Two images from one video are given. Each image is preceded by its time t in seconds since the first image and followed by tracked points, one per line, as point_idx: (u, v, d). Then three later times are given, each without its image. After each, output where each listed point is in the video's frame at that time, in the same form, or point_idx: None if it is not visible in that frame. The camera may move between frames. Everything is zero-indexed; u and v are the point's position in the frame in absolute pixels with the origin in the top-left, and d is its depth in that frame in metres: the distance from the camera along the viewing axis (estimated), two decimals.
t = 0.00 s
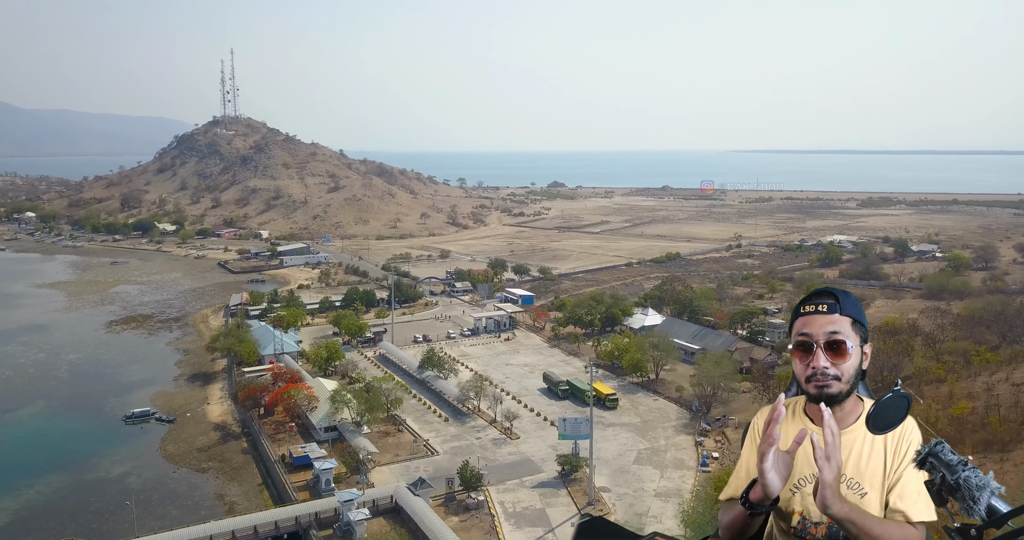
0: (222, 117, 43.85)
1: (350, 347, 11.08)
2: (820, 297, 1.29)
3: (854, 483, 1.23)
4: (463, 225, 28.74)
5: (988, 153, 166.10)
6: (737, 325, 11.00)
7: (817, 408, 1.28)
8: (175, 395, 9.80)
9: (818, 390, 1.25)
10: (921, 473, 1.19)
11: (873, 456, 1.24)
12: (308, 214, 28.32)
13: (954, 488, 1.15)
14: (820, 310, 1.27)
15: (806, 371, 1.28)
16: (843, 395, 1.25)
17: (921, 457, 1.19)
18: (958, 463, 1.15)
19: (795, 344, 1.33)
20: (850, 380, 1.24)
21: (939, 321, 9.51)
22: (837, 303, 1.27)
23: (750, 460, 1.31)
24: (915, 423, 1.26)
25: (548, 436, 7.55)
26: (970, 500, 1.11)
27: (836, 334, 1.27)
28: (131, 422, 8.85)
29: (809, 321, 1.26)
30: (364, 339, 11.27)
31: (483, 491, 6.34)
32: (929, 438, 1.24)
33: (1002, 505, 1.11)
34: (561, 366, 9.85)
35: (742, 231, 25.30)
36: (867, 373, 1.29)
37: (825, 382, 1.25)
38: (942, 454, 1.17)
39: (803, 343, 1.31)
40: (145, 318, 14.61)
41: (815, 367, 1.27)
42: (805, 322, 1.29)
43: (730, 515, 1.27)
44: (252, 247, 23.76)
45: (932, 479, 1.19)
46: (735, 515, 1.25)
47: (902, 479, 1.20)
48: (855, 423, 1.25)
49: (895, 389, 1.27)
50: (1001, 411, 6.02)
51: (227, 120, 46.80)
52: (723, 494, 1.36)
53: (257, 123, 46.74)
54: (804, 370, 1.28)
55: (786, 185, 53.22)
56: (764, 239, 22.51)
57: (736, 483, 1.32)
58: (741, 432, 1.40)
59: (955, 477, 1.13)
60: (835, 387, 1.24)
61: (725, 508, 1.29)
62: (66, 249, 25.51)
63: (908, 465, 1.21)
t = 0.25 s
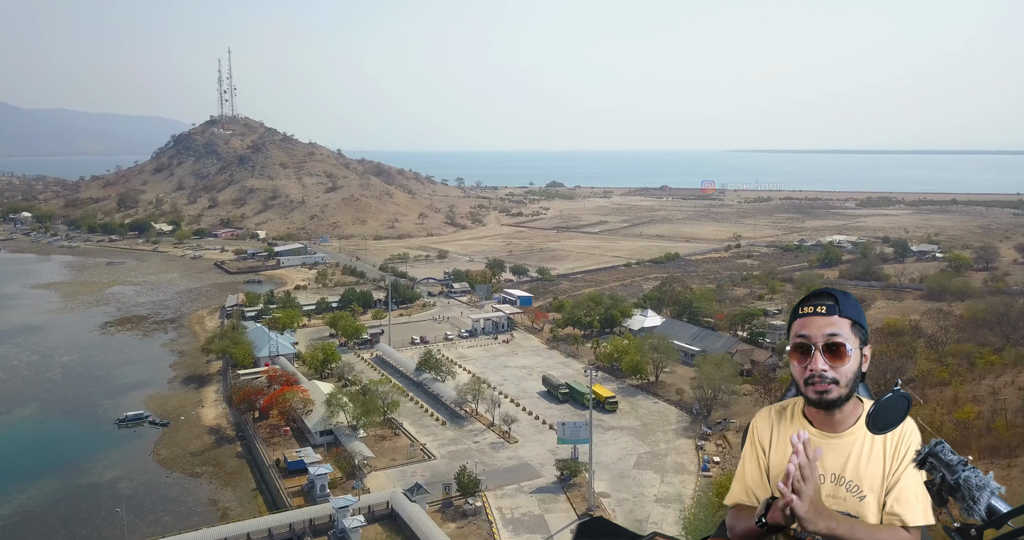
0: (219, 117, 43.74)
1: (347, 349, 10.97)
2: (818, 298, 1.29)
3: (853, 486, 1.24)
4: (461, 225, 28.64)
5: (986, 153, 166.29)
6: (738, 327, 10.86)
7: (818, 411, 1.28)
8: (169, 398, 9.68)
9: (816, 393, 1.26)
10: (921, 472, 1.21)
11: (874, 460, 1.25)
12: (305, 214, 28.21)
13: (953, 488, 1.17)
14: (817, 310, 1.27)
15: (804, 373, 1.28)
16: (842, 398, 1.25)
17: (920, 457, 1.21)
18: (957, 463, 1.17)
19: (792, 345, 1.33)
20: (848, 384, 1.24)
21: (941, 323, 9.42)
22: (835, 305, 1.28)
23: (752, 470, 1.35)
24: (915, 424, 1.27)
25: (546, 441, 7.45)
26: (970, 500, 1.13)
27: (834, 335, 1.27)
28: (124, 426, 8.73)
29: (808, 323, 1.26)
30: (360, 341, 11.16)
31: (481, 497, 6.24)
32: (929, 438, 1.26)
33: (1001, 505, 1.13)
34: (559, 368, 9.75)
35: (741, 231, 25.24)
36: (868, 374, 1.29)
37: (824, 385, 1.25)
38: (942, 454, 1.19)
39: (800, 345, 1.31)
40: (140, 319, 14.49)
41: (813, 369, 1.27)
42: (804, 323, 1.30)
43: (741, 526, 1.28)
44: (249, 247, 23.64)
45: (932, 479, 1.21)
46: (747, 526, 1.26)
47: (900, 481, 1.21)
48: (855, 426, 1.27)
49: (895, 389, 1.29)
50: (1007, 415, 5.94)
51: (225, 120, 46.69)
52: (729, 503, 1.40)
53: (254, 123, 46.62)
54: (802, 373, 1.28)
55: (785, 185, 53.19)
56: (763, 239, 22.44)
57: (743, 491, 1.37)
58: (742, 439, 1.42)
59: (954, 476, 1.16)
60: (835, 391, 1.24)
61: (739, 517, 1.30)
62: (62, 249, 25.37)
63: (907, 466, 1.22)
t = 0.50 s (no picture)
0: (216, 116, 43.59)
1: (343, 350, 10.84)
2: (818, 297, 1.28)
3: (854, 485, 1.23)
4: (459, 225, 28.53)
5: (984, 152, 166.45)
6: (739, 329, 10.70)
7: (817, 409, 1.27)
8: (162, 401, 9.55)
9: (816, 391, 1.24)
10: (920, 472, 1.20)
11: (873, 457, 1.23)
12: (302, 214, 28.09)
13: (952, 488, 1.17)
14: (816, 309, 1.26)
15: (804, 371, 1.27)
16: (841, 397, 1.23)
17: (920, 457, 1.20)
18: (958, 463, 1.17)
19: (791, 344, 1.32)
20: (848, 381, 1.23)
21: (944, 324, 9.34)
22: (835, 304, 1.26)
23: (752, 471, 1.33)
24: (915, 424, 1.26)
25: (545, 445, 7.33)
26: (969, 500, 1.14)
27: (834, 334, 1.25)
28: (117, 429, 8.60)
29: (806, 321, 1.25)
30: (357, 342, 11.05)
31: (479, 503, 6.12)
32: (930, 438, 1.25)
33: (1001, 505, 1.14)
34: (558, 370, 9.65)
35: (740, 231, 25.16)
36: (867, 372, 1.28)
37: (822, 383, 1.23)
38: (942, 454, 1.18)
39: (799, 343, 1.29)
40: (135, 320, 14.36)
41: (811, 367, 1.26)
42: (804, 321, 1.28)
43: (740, 525, 1.25)
44: (246, 247, 23.49)
45: (932, 478, 1.20)
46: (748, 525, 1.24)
47: (902, 482, 1.20)
48: (855, 424, 1.25)
49: (895, 389, 1.28)
50: (1014, 420, 5.86)
51: (222, 119, 46.51)
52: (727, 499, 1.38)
53: (252, 122, 46.46)
54: (801, 371, 1.27)
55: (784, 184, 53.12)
56: (762, 239, 22.35)
57: (741, 490, 1.35)
58: (741, 438, 1.40)
59: (954, 476, 1.16)
60: (833, 389, 1.23)
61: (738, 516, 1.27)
62: (58, 249, 25.22)
63: (907, 466, 1.21)
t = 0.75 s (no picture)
0: (214, 116, 43.47)
1: (339, 352, 10.73)
2: (819, 296, 1.15)
3: (852, 484, 1.11)
4: (458, 225, 28.45)
5: (981, 152, 166.88)
6: (740, 330, 10.57)
7: (815, 408, 1.15)
8: (156, 404, 9.43)
9: (816, 390, 1.12)
10: (921, 472, 1.08)
11: (873, 455, 1.11)
12: (300, 214, 27.99)
13: (954, 488, 1.04)
14: (818, 308, 1.13)
15: (804, 370, 1.14)
16: (842, 395, 1.11)
17: (920, 457, 1.07)
18: (958, 463, 1.04)
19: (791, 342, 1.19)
20: (850, 381, 1.11)
21: (946, 327, 9.24)
22: (836, 303, 1.14)
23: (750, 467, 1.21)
24: (915, 422, 1.13)
25: (543, 450, 7.21)
26: (969, 500, 1.02)
27: (836, 333, 1.13)
28: (110, 433, 8.48)
29: (808, 322, 1.12)
30: (353, 345, 10.93)
31: (476, 509, 6.01)
32: (930, 437, 1.12)
33: (1001, 505, 1.02)
34: (556, 372, 9.53)
35: (739, 231, 25.13)
36: (869, 372, 1.16)
37: (824, 382, 1.11)
38: (942, 453, 1.05)
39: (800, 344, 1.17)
40: (130, 321, 14.24)
41: (814, 365, 1.13)
42: (804, 321, 1.15)
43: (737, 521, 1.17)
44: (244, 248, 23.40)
45: (932, 479, 1.07)
46: (745, 519, 1.16)
47: (903, 479, 1.07)
48: (855, 424, 1.13)
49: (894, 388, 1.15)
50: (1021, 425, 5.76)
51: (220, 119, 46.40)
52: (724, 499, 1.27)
53: (250, 122, 46.35)
54: (802, 370, 1.14)
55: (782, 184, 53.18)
56: (761, 240, 22.31)
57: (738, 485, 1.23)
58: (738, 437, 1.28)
59: (954, 476, 1.03)
60: (835, 388, 1.11)
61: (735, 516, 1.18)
62: (54, 250, 25.08)
63: (907, 465, 1.08)
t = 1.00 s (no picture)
0: (210, 116, 43.26)
1: (336, 354, 10.61)
2: (819, 296, 1.19)
3: (851, 483, 1.12)
4: (455, 225, 28.30)
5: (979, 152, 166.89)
6: (741, 332, 10.38)
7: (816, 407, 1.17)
8: (150, 407, 9.31)
9: (816, 389, 1.14)
10: (920, 472, 1.09)
11: (873, 454, 1.12)
12: (297, 214, 27.83)
13: (953, 488, 1.07)
14: (818, 308, 1.16)
15: (805, 370, 1.17)
16: (842, 395, 1.14)
17: (921, 457, 1.09)
18: (958, 463, 1.07)
19: (790, 344, 1.22)
20: (850, 381, 1.13)
21: (950, 329, 9.15)
22: (837, 303, 1.17)
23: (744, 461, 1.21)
24: (915, 422, 1.15)
25: (542, 453, 7.12)
26: (969, 500, 1.06)
27: (835, 333, 1.15)
28: (102, 437, 8.37)
29: (808, 321, 1.15)
30: (351, 346, 10.83)
31: (474, 515, 5.90)
32: (929, 436, 1.14)
33: (1001, 504, 1.06)
34: (555, 374, 9.43)
35: (738, 231, 25.00)
36: (869, 372, 1.18)
37: (823, 381, 1.14)
38: (942, 454, 1.08)
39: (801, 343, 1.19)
40: (125, 322, 14.10)
41: (814, 366, 1.15)
42: (804, 322, 1.18)
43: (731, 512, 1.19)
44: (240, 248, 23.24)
45: (933, 479, 1.09)
46: (737, 511, 1.18)
47: (902, 478, 1.08)
48: (854, 424, 1.14)
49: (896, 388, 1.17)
50: None
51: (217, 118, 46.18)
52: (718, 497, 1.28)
53: (247, 121, 46.11)
54: (802, 369, 1.17)
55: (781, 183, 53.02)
56: (761, 239, 22.18)
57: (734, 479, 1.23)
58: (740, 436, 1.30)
59: (955, 476, 1.06)
60: (835, 387, 1.13)
61: (726, 505, 1.21)
62: (49, 249, 24.89)
63: (906, 464, 1.10)
